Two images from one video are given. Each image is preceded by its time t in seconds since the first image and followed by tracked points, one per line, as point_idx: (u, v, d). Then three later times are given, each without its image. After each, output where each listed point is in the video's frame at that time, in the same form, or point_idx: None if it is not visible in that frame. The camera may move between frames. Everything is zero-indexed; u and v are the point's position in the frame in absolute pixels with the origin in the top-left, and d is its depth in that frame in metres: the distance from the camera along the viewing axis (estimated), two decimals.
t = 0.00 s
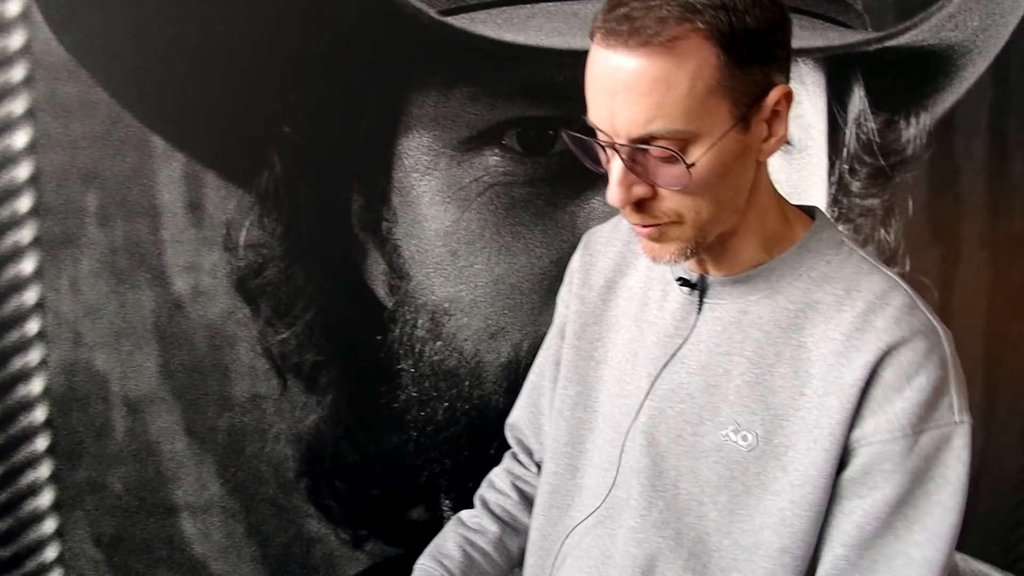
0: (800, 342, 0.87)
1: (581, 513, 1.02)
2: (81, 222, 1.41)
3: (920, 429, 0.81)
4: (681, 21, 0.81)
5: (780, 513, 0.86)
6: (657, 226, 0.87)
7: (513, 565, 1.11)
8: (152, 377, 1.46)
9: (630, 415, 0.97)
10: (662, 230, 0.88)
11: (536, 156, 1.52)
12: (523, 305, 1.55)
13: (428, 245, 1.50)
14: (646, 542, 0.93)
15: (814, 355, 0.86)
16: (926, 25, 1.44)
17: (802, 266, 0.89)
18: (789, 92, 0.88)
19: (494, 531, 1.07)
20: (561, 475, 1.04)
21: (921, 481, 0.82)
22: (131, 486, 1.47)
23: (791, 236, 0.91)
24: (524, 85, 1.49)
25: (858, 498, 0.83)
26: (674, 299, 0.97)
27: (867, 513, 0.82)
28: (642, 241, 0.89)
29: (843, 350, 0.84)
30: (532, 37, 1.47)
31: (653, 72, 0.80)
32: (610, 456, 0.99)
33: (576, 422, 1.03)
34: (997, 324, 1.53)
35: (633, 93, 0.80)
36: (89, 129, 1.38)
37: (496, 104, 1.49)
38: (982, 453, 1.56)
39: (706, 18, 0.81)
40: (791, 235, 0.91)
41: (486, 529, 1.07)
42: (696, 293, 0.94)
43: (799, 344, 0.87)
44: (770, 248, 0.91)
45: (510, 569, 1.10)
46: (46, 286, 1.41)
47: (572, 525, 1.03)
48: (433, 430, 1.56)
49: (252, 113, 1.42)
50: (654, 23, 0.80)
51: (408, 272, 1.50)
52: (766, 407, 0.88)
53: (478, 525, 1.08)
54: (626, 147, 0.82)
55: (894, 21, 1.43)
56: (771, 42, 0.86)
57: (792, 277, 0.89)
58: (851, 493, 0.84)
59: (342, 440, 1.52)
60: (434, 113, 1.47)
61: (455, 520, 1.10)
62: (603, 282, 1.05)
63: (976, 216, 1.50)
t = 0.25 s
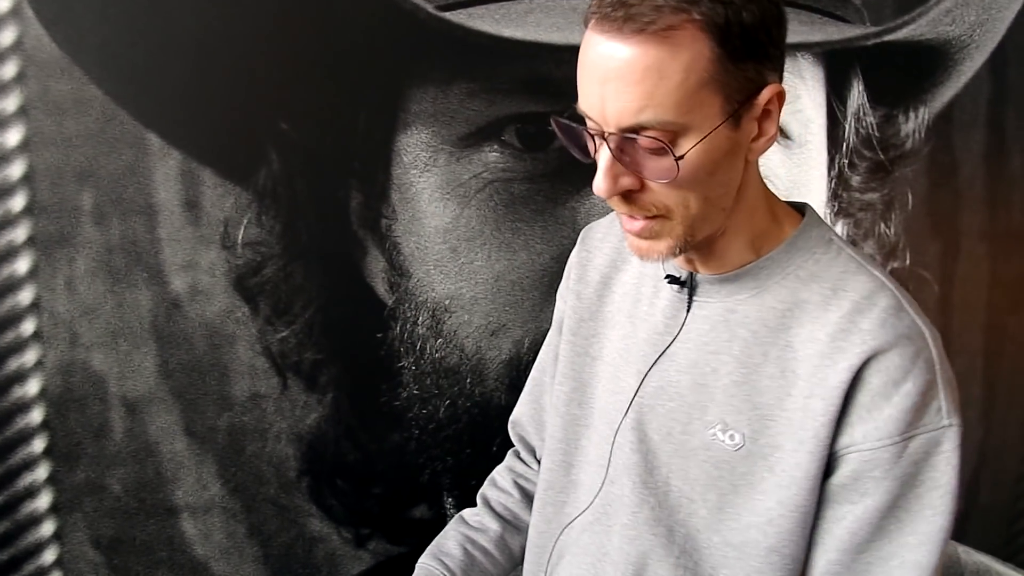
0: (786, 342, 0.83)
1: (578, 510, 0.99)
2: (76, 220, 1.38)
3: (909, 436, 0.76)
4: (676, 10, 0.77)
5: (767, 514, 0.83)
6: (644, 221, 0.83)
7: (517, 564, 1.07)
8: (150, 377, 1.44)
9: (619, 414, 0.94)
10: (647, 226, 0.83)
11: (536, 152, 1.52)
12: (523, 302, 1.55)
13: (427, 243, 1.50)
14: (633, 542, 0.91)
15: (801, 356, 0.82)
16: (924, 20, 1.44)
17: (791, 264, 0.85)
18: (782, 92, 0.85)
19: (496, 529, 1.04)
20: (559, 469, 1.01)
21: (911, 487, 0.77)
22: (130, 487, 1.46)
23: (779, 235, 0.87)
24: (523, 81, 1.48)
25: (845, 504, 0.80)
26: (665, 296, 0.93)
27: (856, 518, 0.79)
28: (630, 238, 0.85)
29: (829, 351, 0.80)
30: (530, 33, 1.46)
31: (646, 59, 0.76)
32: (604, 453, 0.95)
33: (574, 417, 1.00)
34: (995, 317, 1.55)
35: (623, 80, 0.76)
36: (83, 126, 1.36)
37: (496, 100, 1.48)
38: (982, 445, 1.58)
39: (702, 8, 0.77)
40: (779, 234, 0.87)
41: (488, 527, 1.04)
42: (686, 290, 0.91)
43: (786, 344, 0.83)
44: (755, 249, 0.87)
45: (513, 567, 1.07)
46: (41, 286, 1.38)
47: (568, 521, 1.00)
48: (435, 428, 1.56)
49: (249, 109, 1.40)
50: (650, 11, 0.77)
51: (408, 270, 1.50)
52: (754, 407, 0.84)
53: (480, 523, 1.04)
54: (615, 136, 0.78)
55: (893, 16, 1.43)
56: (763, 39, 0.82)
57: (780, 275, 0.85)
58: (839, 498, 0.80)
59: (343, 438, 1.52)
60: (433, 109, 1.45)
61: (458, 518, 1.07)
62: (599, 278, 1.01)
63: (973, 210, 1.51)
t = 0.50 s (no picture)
0: (767, 348, 0.80)
1: (576, 504, 0.98)
2: (68, 219, 1.38)
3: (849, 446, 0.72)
4: None
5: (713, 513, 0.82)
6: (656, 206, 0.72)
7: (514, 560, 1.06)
8: (143, 377, 1.43)
9: (608, 409, 0.93)
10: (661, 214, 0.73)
11: (531, 150, 1.51)
12: (520, 301, 1.53)
13: (422, 241, 1.49)
14: (621, 536, 0.90)
15: (780, 362, 0.79)
16: (918, 19, 1.44)
17: (779, 271, 0.81)
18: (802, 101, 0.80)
19: (495, 525, 1.02)
20: (554, 465, 0.99)
21: (832, 499, 0.72)
22: (124, 488, 1.45)
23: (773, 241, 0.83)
24: (519, 78, 1.46)
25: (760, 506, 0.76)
26: (654, 293, 0.92)
27: (759, 522, 0.75)
28: (632, 223, 0.74)
29: (802, 357, 0.76)
30: (527, 30, 1.44)
31: (698, 28, 0.67)
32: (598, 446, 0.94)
33: (569, 411, 0.99)
34: (992, 316, 1.55)
35: (672, 47, 0.67)
36: (75, 123, 1.35)
37: (492, 98, 1.46)
38: (976, 443, 1.59)
39: None
40: (772, 241, 0.83)
41: (487, 523, 1.03)
42: (674, 289, 0.89)
43: (766, 349, 0.80)
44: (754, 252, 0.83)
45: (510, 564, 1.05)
46: (32, 285, 1.38)
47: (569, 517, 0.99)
48: (431, 427, 1.55)
49: (242, 106, 1.39)
50: None
51: (404, 268, 1.49)
52: (728, 411, 0.81)
53: (478, 519, 1.03)
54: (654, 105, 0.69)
55: (888, 15, 1.44)
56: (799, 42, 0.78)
57: (768, 280, 0.81)
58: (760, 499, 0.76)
59: (338, 438, 1.51)
60: (428, 107, 1.44)
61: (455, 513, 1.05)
62: (599, 272, 1.01)
63: (970, 209, 1.51)
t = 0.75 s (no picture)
0: (760, 346, 0.79)
1: (570, 504, 0.96)
2: (65, 216, 1.38)
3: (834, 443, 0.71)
4: None
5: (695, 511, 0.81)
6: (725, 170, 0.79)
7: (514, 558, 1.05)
8: (141, 374, 1.43)
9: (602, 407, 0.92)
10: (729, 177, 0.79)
11: (531, 148, 1.50)
12: (518, 299, 1.52)
13: (421, 239, 1.48)
14: (609, 536, 0.89)
15: (771, 360, 0.78)
16: (918, 18, 1.44)
17: (776, 269, 0.81)
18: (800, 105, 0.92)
19: (494, 522, 1.02)
20: (550, 462, 0.98)
21: (810, 495, 0.71)
22: (121, 485, 1.45)
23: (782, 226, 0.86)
24: (518, 76, 1.46)
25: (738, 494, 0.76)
26: (648, 290, 0.92)
27: (733, 509, 0.75)
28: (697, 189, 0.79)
29: (793, 354, 0.76)
30: (526, 28, 1.43)
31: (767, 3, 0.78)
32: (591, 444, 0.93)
33: (565, 410, 0.97)
34: (992, 317, 1.54)
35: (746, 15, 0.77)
36: (73, 120, 1.36)
37: (490, 95, 1.46)
38: (976, 444, 1.58)
39: None
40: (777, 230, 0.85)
41: (486, 519, 1.03)
42: (668, 287, 0.88)
43: (759, 347, 0.79)
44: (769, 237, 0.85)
45: (510, 562, 1.04)
46: (30, 282, 1.39)
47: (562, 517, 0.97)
48: (429, 425, 1.54)
49: (239, 103, 1.39)
50: None
51: (402, 265, 1.48)
52: (720, 410, 0.80)
53: (477, 515, 1.03)
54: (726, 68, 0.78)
55: (888, 13, 1.44)
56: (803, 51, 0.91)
57: (763, 280, 0.81)
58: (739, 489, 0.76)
59: (336, 436, 1.50)
60: (426, 104, 1.44)
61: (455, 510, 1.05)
62: (596, 270, 1.01)
63: (970, 208, 1.51)
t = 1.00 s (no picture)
0: (752, 346, 0.80)
1: (568, 504, 0.96)
2: (61, 214, 1.37)
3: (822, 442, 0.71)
4: None
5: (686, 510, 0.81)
6: (717, 163, 0.79)
7: (511, 556, 1.05)
8: (138, 373, 1.42)
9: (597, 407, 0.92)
10: (721, 173, 0.79)
11: (529, 146, 1.49)
12: (516, 297, 1.52)
13: (419, 236, 1.48)
14: (604, 537, 0.88)
15: (762, 361, 0.78)
16: (916, 16, 1.44)
17: (769, 269, 0.81)
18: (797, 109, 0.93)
19: (492, 521, 1.02)
20: (550, 463, 0.97)
21: (795, 496, 0.72)
22: (118, 485, 1.44)
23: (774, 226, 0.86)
24: (515, 73, 1.45)
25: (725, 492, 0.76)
26: (642, 289, 0.92)
27: (721, 507, 0.75)
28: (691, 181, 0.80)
29: (787, 353, 0.76)
30: (524, 25, 1.43)
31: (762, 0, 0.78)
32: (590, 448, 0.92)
33: (563, 409, 0.97)
34: (989, 314, 1.55)
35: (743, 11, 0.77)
36: (68, 118, 1.35)
37: (488, 93, 1.46)
38: (973, 440, 1.59)
39: None
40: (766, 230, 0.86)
41: (484, 518, 1.03)
42: (662, 286, 0.88)
43: (751, 347, 0.80)
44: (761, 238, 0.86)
45: (507, 560, 1.05)
46: (25, 281, 1.38)
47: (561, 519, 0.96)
48: (427, 424, 1.54)
49: (236, 100, 1.38)
50: None
51: (399, 264, 1.48)
52: (714, 409, 0.81)
53: (475, 514, 1.03)
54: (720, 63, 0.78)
55: (885, 11, 1.44)
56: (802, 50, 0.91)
57: (757, 279, 0.81)
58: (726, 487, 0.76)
59: (334, 435, 1.50)
60: (424, 102, 1.44)
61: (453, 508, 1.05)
62: (591, 269, 1.01)
63: (966, 206, 1.51)
